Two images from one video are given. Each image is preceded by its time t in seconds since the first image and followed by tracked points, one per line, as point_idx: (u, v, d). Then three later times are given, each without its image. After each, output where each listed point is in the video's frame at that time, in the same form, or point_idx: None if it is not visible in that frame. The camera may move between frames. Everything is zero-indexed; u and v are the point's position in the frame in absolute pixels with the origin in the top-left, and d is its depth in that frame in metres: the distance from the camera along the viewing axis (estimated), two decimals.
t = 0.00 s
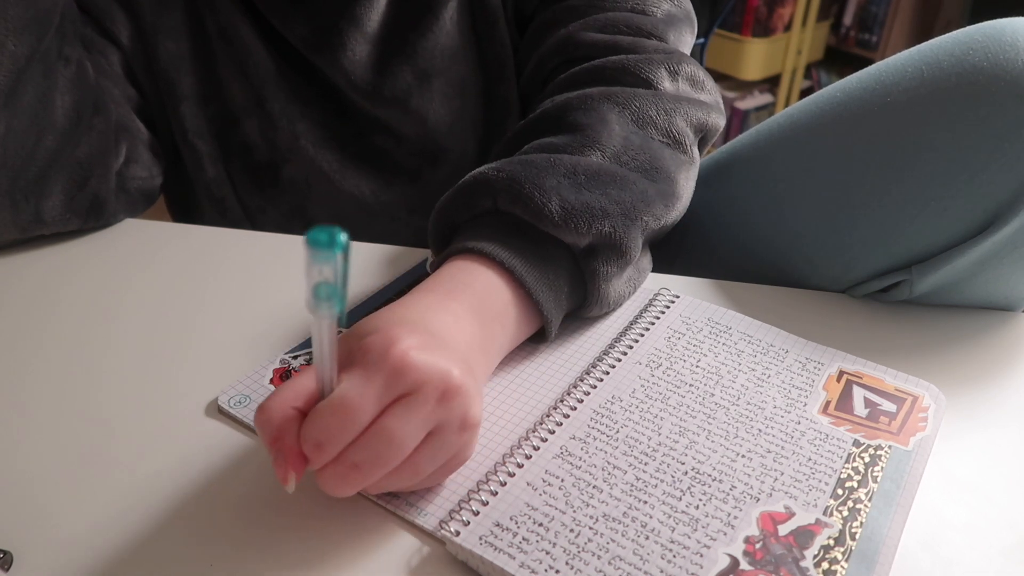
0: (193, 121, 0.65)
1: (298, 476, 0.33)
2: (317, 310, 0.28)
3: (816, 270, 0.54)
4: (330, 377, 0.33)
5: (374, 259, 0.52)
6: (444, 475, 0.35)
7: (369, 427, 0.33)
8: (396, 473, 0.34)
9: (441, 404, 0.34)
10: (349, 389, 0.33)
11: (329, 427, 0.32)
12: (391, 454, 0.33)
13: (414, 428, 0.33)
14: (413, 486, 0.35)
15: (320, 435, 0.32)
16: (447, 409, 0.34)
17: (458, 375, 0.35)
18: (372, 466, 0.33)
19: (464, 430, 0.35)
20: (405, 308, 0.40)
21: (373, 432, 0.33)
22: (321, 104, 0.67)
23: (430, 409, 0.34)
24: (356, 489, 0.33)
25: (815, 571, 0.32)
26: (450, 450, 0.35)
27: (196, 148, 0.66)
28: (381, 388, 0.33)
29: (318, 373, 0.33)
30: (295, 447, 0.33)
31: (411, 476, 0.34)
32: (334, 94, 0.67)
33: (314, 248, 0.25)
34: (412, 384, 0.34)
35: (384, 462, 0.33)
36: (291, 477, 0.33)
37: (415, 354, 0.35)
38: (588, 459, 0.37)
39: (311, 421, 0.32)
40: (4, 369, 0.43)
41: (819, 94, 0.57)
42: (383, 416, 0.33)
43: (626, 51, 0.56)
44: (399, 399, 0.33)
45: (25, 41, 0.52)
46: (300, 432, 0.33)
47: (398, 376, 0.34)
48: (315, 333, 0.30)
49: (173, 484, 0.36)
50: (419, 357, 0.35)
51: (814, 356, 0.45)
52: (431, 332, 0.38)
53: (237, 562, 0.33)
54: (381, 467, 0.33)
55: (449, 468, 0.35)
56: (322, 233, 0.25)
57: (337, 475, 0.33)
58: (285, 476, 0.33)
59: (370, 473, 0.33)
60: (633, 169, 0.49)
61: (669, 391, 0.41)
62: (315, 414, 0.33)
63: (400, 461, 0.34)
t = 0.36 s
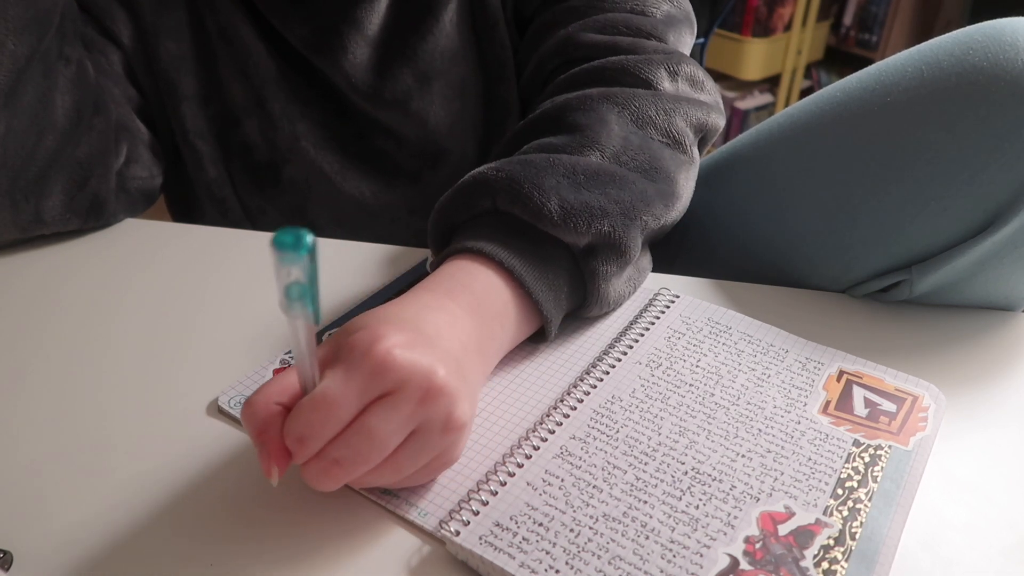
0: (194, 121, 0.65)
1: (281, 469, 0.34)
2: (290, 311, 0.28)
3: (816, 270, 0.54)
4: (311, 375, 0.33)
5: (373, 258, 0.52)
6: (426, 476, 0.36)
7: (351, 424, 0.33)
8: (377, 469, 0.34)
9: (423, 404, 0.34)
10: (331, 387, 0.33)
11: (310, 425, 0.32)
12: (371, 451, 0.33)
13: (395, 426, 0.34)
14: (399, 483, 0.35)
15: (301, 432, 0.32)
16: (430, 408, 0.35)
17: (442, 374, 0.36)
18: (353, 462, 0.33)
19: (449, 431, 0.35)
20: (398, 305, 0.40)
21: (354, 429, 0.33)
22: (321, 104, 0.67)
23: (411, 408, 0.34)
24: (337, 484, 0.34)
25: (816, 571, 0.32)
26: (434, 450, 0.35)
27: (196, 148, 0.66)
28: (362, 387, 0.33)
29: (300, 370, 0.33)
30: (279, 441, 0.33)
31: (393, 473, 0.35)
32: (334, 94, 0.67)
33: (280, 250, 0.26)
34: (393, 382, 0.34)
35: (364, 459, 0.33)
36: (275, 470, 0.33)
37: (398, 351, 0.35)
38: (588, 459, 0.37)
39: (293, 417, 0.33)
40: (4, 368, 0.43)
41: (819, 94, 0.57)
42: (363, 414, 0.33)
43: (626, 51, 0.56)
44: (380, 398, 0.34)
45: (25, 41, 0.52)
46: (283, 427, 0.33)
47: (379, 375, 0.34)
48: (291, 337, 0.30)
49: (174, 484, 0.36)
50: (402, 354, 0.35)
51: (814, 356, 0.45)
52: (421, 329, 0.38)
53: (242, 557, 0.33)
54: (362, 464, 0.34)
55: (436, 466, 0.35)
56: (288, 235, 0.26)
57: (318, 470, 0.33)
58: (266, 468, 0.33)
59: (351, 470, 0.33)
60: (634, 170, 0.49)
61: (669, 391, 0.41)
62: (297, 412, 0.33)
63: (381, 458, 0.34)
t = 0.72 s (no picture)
0: (193, 121, 0.65)
1: (274, 460, 0.34)
2: (291, 300, 0.29)
3: (816, 269, 0.54)
4: (309, 363, 0.34)
5: (372, 257, 0.52)
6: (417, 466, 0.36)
7: (347, 414, 0.34)
8: (372, 459, 0.35)
9: (418, 393, 0.35)
10: (328, 376, 0.33)
11: (307, 414, 0.33)
12: (370, 440, 0.34)
13: (391, 416, 0.34)
14: (389, 474, 0.35)
15: (297, 421, 0.33)
16: (425, 397, 0.35)
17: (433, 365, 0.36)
18: (350, 452, 0.34)
19: (441, 420, 0.36)
20: (387, 300, 0.40)
21: (351, 418, 0.34)
22: (320, 104, 0.67)
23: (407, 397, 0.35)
24: (332, 477, 0.34)
25: (816, 571, 0.32)
26: (425, 442, 0.35)
27: (196, 148, 0.66)
28: (360, 376, 0.34)
29: (296, 361, 0.33)
30: (274, 432, 0.33)
31: (387, 466, 0.35)
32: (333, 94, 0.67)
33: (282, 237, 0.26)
34: (389, 371, 0.35)
35: (360, 449, 0.34)
36: (268, 461, 0.33)
37: (390, 344, 0.36)
38: (588, 459, 0.37)
39: (289, 408, 0.33)
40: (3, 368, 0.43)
41: (819, 93, 0.57)
42: (360, 403, 0.34)
43: (633, 53, 0.56)
44: (377, 386, 0.34)
45: (25, 40, 0.52)
46: (278, 418, 0.34)
47: (376, 364, 0.35)
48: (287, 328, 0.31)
49: (174, 484, 0.36)
50: (393, 347, 0.36)
51: (815, 356, 0.45)
52: (409, 322, 0.39)
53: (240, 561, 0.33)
54: (359, 453, 0.34)
55: (428, 455, 0.36)
56: (289, 223, 0.26)
57: (313, 462, 0.34)
58: (263, 462, 0.33)
59: (349, 459, 0.34)
60: (629, 167, 0.49)
61: (669, 391, 0.41)
62: (293, 403, 0.33)
63: (376, 449, 0.34)
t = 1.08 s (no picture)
0: (193, 121, 0.65)
1: (255, 449, 0.34)
2: (278, 290, 0.29)
3: (817, 269, 0.54)
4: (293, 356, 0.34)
5: (373, 257, 0.52)
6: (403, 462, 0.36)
7: (327, 409, 0.34)
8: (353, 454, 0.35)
9: (399, 392, 0.35)
10: (311, 369, 0.34)
11: (289, 405, 0.33)
12: (348, 436, 0.34)
13: (371, 414, 0.34)
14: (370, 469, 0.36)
15: (279, 412, 0.33)
16: (405, 396, 0.35)
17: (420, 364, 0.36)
18: (328, 448, 0.34)
19: (425, 418, 0.36)
20: (381, 297, 0.40)
21: (330, 413, 0.34)
22: (321, 104, 0.67)
23: (388, 395, 0.35)
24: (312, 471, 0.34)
25: (815, 570, 0.32)
26: (408, 440, 0.36)
27: (196, 148, 0.66)
28: (342, 371, 0.34)
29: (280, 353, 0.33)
30: (257, 421, 0.34)
31: (368, 461, 0.35)
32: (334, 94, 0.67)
33: (274, 231, 0.27)
34: (370, 368, 0.34)
35: (338, 444, 0.34)
36: (248, 450, 0.34)
37: (374, 337, 0.36)
38: (588, 459, 0.37)
39: (272, 399, 0.33)
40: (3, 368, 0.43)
41: (820, 93, 0.57)
42: (341, 399, 0.34)
43: (633, 53, 0.56)
44: (358, 382, 0.34)
45: (25, 41, 0.52)
46: (261, 409, 0.34)
47: (358, 360, 0.34)
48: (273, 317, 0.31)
49: (174, 484, 0.36)
50: (378, 341, 0.36)
51: (815, 356, 0.45)
52: (401, 319, 0.39)
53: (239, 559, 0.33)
54: (337, 449, 0.34)
55: (412, 453, 0.36)
56: (281, 214, 0.26)
57: (293, 455, 0.34)
58: (244, 450, 0.34)
59: (327, 455, 0.34)
60: (629, 168, 0.49)
61: (669, 391, 0.41)
62: (275, 394, 0.34)
63: (356, 445, 0.34)
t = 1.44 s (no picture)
0: (194, 121, 0.65)
1: (246, 441, 0.35)
2: (261, 288, 0.29)
3: (817, 269, 0.54)
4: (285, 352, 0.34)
5: (373, 256, 0.52)
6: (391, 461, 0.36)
7: (316, 405, 0.34)
8: (342, 450, 0.35)
9: (388, 390, 0.35)
10: (301, 362, 0.34)
11: (279, 399, 0.33)
12: (337, 432, 0.34)
13: (360, 410, 0.34)
14: (360, 466, 0.36)
15: (269, 404, 0.34)
16: (394, 395, 0.35)
17: (412, 364, 0.36)
18: (317, 443, 0.34)
19: (413, 419, 0.36)
20: (380, 296, 0.41)
21: (320, 409, 0.34)
22: (321, 104, 0.67)
23: (376, 393, 0.35)
24: (301, 464, 0.34)
25: (815, 570, 0.32)
26: (397, 438, 0.36)
27: (196, 148, 0.66)
28: (332, 367, 0.34)
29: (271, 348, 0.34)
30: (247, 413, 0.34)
31: (355, 458, 0.35)
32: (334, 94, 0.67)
33: (252, 226, 0.26)
34: (360, 365, 0.35)
35: (327, 439, 0.34)
36: (239, 442, 0.34)
37: (365, 334, 0.36)
38: (588, 459, 0.37)
39: (263, 393, 0.34)
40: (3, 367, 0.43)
41: (820, 93, 0.57)
42: (331, 395, 0.34)
43: (633, 53, 0.56)
44: (348, 378, 0.34)
45: (25, 41, 0.52)
46: (252, 402, 0.34)
47: (348, 356, 0.35)
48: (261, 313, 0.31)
49: (174, 483, 0.36)
50: (369, 337, 0.36)
51: (815, 356, 0.45)
52: (395, 317, 0.39)
53: (237, 559, 0.32)
54: (325, 445, 0.34)
55: (400, 453, 0.36)
56: (258, 213, 0.26)
57: (282, 449, 0.34)
58: (235, 443, 0.34)
59: (315, 450, 0.34)
60: (630, 168, 0.49)
61: (669, 391, 0.41)
62: (267, 388, 0.34)
63: (344, 442, 0.35)
